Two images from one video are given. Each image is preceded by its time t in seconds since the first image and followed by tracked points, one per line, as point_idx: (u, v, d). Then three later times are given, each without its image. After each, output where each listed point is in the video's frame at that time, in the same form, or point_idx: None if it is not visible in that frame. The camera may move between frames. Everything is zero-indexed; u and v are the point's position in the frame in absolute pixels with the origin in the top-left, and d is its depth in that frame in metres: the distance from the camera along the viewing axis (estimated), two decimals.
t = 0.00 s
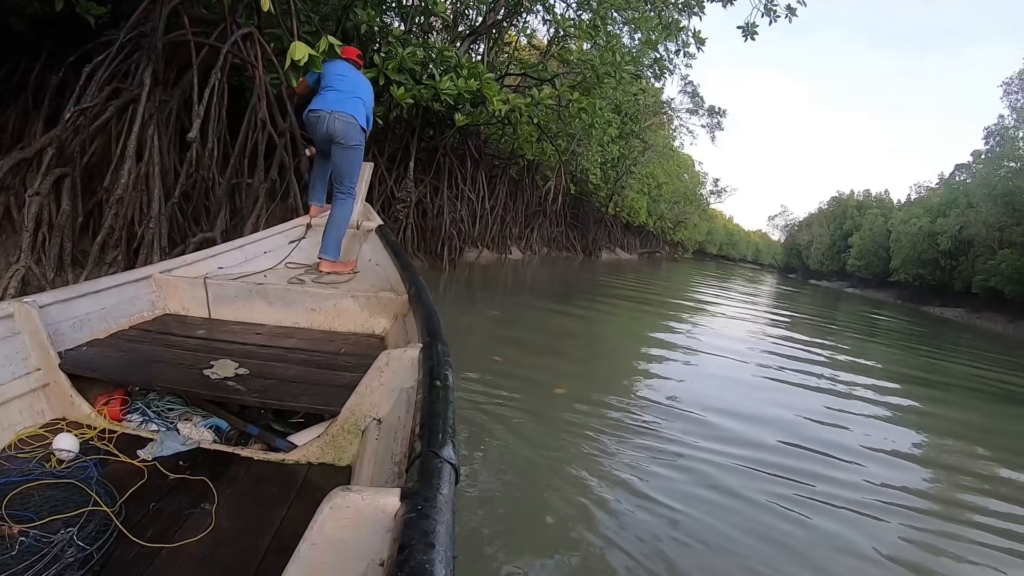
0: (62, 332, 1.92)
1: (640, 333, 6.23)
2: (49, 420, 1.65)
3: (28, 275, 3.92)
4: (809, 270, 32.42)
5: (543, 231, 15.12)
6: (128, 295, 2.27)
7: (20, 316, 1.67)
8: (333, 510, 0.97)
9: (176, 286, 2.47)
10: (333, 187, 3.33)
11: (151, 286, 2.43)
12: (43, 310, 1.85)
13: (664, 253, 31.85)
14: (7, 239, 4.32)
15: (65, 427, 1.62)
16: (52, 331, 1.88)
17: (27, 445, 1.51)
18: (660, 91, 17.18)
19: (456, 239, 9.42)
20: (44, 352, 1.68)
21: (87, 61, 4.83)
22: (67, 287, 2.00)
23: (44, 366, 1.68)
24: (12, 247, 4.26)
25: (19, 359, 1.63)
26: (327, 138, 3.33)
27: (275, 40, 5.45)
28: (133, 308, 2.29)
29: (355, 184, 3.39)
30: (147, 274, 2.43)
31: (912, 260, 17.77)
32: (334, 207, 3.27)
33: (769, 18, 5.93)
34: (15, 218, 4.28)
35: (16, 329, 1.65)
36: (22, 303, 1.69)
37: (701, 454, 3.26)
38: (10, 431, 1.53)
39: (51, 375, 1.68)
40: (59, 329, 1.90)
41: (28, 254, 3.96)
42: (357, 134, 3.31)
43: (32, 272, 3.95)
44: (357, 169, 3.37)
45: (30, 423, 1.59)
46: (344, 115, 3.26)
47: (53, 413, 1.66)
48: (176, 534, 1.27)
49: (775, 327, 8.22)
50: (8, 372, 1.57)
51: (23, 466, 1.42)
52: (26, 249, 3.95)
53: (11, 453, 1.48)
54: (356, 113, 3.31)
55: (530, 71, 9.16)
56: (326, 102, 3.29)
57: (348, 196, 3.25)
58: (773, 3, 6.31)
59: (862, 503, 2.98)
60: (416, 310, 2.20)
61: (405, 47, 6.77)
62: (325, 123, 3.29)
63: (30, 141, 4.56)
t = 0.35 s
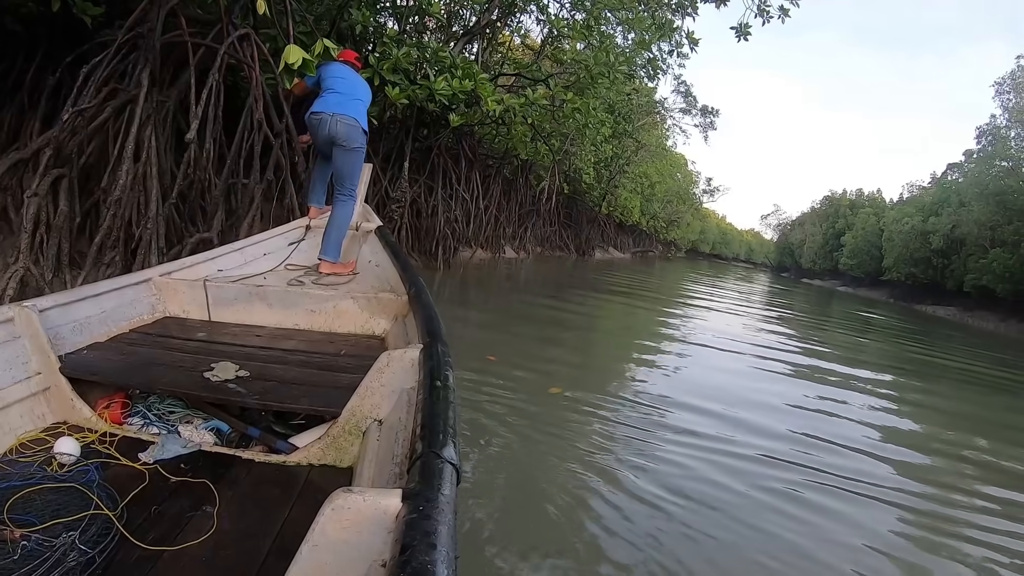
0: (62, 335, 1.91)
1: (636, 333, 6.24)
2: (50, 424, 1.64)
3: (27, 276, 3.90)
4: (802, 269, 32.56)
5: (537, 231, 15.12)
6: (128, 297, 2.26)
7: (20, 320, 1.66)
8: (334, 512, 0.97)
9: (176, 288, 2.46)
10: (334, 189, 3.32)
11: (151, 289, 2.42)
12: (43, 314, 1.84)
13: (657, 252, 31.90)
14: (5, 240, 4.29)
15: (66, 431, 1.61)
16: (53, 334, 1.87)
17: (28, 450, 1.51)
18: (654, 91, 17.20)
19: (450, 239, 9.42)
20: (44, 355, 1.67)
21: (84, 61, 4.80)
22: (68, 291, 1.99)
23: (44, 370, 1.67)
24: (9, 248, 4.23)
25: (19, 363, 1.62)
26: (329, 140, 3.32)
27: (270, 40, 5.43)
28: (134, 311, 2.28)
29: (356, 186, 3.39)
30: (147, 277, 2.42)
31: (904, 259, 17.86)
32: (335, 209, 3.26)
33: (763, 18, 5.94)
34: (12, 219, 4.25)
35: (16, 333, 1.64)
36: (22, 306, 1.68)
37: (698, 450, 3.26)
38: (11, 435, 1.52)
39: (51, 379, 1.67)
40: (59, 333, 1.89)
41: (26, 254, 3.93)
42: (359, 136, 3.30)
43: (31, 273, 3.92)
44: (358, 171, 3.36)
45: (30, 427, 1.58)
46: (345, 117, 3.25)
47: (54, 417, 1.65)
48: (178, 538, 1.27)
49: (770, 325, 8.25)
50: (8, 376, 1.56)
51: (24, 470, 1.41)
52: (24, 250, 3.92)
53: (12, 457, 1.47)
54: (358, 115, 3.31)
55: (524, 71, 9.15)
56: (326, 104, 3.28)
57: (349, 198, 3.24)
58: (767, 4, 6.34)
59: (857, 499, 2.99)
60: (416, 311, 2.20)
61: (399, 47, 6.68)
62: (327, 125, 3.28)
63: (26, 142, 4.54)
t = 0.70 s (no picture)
0: (61, 337, 1.90)
1: (632, 332, 6.25)
2: (49, 426, 1.64)
3: (26, 275, 3.88)
4: (796, 269, 32.68)
5: (532, 230, 15.13)
6: (127, 299, 2.26)
7: (18, 322, 1.66)
8: (334, 512, 0.97)
9: (174, 290, 2.45)
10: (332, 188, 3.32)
11: (149, 290, 2.42)
12: (42, 315, 1.83)
13: (652, 252, 31.95)
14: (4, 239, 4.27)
15: (66, 433, 1.61)
16: (51, 336, 1.87)
17: (27, 452, 1.50)
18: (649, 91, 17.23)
19: (446, 238, 9.42)
20: (43, 357, 1.67)
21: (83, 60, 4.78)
22: (66, 292, 1.98)
23: (43, 372, 1.67)
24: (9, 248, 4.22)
25: (18, 365, 1.61)
26: (326, 139, 3.32)
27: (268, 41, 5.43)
28: (132, 312, 2.27)
29: (354, 186, 3.38)
30: (145, 278, 2.42)
31: (897, 260, 17.95)
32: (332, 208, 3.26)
33: (758, 20, 5.96)
34: (12, 219, 4.24)
35: (15, 335, 1.64)
36: (21, 309, 1.68)
37: (693, 450, 3.27)
38: (10, 437, 1.52)
39: (50, 381, 1.67)
40: (58, 334, 1.89)
41: (26, 254, 3.92)
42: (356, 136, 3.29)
43: (30, 272, 3.91)
44: (356, 171, 3.35)
45: (29, 429, 1.57)
46: (343, 117, 3.25)
47: (53, 419, 1.65)
48: (178, 539, 1.27)
49: (764, 325, 8.29)
50: (7, 378, 1.56)
51: (23, 472, 1.41)
52: (24, 249, 3.90)
53: (11, 459, 1.47)
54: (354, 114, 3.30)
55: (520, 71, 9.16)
56: (325, 104, 3.28)
57: (348, 198, 3.24)
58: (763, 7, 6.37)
59: (851, 499, 3.01)
60: (415, 311, 2.20)
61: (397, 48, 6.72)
62: (324, 124, 3.27)
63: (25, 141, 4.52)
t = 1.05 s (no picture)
0: (57, 331, 1.90)
1: (629, 331, 6.27)
2: (44, 419, 1.63)
3: (28, 272, 3.91)
4: (791, 269, 32.76)
5: (528, 229, 15.14)
6: (124, 293, 2.25)
7: (15, 314, 1.66)
8: (328, 510, 0.97)
9: (172, 285, 2.44)
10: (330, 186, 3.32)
11: (146, 285, 2.41)
12: (39, 308, 1.83)
13: (648, 252, 31.97)
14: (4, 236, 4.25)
15: (61, 426, 1.60)
16: (48, 329, 1.86)
17: (22, 444, 1.50)
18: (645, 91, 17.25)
19: (443, 237, 9.42)
20: (39, 351, 1.66)
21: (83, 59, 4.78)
22: (64, 286, 1.98)
23: (39, 365, 1.67)
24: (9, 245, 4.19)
25: (14, 358, 1.61)
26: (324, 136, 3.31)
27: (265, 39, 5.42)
28: (129, 307, 2.27)
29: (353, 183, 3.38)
30: (142, 273, 2.41)
31: (893, 259, 18.01)
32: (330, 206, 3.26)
33: (755, 20, 5.98)
34: (11, 216, 4.22)
35: (11, 328, 1.64)
36: (17, 301, 1.67)
37: (689, 449, 3.28)
38: (5, 430, 1.51)
39: (46, 374, 1.66)
40: (54, 328, 1.88)
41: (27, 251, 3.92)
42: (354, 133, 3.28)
43: (31, 270, 3.94)
44: (354, 168, 3.35)
45: (24, 422, 1.57)
46: (340, 114, 3.23)
47: (48, 412, 1.64)
48: (172, 534, 1.27)
49: (761, 324, 8.31)
50: (3, 371, 1.55)
51: (18, 465, 1.41)
52: (24, 247, 3.91)
53: (6, 452, 1.46)
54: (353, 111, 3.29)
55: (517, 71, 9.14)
56: (322, 100, 3.27)
57: (345, 195, 3.23)
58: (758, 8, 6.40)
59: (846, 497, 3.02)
60: (411, 310, 2.20)
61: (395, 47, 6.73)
62: (322, 122, 3.26)
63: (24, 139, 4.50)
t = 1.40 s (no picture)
0: (56, 333, 1.89)
1: (629, 330, 6.27)
2: (43, 421, 1.63)
3: (33, 274, 3.87)
4: (790, 267, 32.80)
5: (528, 229, 15.15)
6: (123, 295, 2.25)
7: (14, 316, 1.65)
8: (328, 511, 0.97)
9: (171, 286, 2.44)
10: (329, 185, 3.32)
11: (145, 287, 2.41)
12: (37, 310, 1.83)
13: (647, 251, 31.98)
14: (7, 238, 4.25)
15: (60, 429, 1.60)
16: (47, 331, 1.86)
17: (21, 447, 1.50)
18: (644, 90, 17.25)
19: (443, 238, 9.42)
20: (38, 352, 1.66)
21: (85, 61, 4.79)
22: (63, 287, 1.97)
23: (38, 367, 1.66)
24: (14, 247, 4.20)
25: (13, 360, 1.61)
26: (323, 136, 3.31)
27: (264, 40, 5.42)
28: (128, 308, 2.27)
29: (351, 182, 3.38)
30: (142, 274, 2.41)
31: (891, 257, 18.03)
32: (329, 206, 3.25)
33: (753, 20, 6.00)
34: (15, 218, 4.23)
35: (10, 330, 1.63)
36: (16, 303, 1.67)
37: (689, 448, 3.28)
38: (4, 433, 1.51)
39: (45, 376, 1.66)
40: (53, 330, 1.88)
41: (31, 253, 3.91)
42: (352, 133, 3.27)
43: (37, 272, 3.91)
44: (353, 168, 3.35)
45: (24, 425, 1.56)
46: (339, 113, 3.23)
47: (48, 414, 1.64)
48: (171, 536, 1.27)
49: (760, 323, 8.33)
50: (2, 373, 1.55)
51: (17, 467, 1.41)
52: (29, 249, 3.91)
53: (5, 454, 1.46)
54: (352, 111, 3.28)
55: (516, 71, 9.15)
56: (322, 100, 3.26)
57: (343, 195, 3.23)
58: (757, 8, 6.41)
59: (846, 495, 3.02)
60: (410, 310, 2.19)
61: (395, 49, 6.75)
62: (321, 122, 3.26)
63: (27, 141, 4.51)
